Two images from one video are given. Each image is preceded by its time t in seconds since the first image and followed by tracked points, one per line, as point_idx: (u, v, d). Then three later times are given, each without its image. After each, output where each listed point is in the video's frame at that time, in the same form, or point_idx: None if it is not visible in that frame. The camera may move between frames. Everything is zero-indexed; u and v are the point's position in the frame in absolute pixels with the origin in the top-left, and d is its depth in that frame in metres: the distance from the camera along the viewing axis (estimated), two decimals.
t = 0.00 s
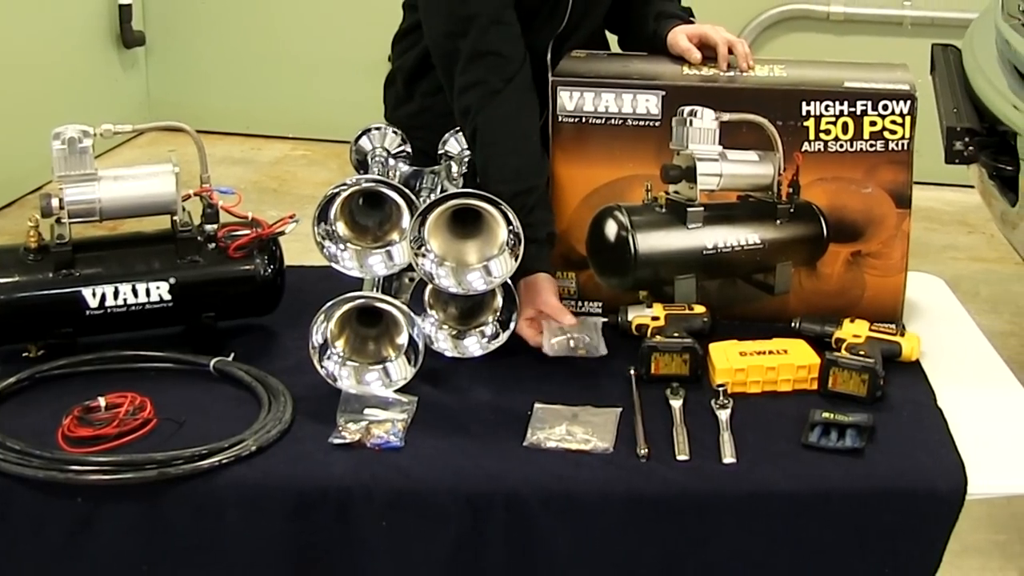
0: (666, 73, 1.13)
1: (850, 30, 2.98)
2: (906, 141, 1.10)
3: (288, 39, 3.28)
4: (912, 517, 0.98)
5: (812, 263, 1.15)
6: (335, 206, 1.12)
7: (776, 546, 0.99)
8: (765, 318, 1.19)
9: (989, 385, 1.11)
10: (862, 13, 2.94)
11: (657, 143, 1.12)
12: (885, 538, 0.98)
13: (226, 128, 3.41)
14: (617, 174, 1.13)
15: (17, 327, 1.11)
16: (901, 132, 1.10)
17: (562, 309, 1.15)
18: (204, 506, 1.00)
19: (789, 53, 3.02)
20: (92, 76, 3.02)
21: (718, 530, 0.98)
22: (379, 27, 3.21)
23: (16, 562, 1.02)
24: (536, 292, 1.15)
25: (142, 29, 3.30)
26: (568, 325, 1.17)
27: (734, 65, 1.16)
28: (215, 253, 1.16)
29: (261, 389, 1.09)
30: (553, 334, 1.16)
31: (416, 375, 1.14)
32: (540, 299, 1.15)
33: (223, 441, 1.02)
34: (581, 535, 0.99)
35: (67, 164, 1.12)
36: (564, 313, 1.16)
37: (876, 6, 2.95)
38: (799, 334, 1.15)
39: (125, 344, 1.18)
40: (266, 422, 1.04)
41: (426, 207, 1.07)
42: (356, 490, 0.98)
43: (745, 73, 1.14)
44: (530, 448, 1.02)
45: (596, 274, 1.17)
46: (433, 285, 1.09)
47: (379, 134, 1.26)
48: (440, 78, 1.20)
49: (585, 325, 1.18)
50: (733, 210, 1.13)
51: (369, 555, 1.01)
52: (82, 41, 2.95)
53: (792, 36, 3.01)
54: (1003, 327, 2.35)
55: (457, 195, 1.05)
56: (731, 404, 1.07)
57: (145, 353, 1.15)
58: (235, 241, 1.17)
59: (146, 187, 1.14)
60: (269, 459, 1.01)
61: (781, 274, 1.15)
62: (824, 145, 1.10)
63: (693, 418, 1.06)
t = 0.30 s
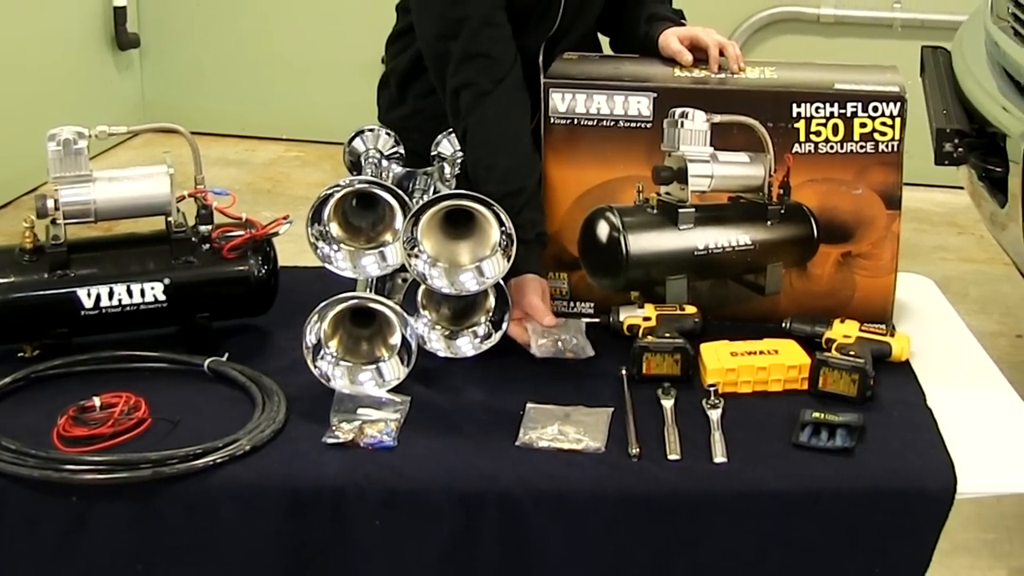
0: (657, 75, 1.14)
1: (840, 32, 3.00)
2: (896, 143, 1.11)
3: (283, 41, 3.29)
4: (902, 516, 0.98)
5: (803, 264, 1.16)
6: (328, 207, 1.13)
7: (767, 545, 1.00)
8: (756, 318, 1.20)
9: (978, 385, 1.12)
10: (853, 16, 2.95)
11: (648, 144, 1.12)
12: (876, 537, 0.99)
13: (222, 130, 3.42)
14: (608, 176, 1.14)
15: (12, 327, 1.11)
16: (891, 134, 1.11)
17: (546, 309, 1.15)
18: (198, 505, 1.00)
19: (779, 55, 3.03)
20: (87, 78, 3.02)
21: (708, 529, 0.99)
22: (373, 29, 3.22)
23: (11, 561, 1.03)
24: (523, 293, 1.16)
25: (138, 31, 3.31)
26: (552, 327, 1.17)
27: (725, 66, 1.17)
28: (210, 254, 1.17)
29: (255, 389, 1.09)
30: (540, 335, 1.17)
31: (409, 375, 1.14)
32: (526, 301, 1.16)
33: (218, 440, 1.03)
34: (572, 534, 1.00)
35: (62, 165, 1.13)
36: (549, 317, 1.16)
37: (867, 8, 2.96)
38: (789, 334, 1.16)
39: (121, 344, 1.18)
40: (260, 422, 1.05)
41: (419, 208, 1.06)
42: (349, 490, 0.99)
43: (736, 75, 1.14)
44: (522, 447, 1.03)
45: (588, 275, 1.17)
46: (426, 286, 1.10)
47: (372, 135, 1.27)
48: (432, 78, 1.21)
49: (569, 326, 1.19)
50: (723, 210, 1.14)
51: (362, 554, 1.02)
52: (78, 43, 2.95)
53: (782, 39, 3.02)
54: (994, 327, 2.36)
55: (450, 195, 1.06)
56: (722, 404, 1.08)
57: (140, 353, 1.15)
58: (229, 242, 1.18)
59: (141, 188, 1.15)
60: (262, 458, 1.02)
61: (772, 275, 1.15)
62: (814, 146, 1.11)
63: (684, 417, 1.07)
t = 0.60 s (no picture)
0: (651, 76, 1.15)
1: (833, 33, 3.01)
2: (889, 143, 1.12)
3: (279, 42, 3.29)
4: (895, 516, 0.99)
5: (796, 265, 1.16)
6: (323, 207, 1.13)
7: (761, 545, 1.00)
8: (750, 318, 1.20)
9: (969, 384, 1.12)
10: (846, 17, 2.96)
11: (643, 146, 1.13)
12: (869, 536, 0.99)
13: (220, 131, 3.42)
14: (603, 176, 1.15)
15: (9, 327, 1.12)
16: (884, 135, 1.12)
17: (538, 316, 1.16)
18: (194, 504, 1.01)
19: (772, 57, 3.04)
20: (84, 80, 3.03)
21: (702, 529, 0.99)
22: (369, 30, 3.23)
23: (8, 560, 1.03)
24: (518, 298, 1.17)
25: (134, 33, 3.32)
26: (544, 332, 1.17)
27: (719, 67, 1.18)
28: (206, 254, 1.17)
29: (251, 389, 1.10)
30: (531, 340, 1.17)
31: (404, 375, 1.15)
32: (519, 306, 1.17)
33: (214, 440, 1.03)
34: (567, 533, 1.00)
35: (59, 166, 1.14)
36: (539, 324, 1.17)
37: (860, 9, 2.97)
38: (783, 334, 1.16)
39: (117, 344, 1.19)
40: (255, 422, 1.05)
41: (414, 209, 1.07)
42: (345, 489, 0.99)
43: (730, 76, 1.15)
44: (517, 447, 1.03)
45: (583, 275, 1.18)
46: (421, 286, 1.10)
47: (368, 137, 1.27)
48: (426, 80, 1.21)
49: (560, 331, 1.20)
50: (717, 211, 1.15)
51: (357, 554, 1.02)
52: (74, 45, 2.96)
53: (775, 40, 3.03)
54: (989, 327, 2.36)
55: (445, 196, 1.06)
56: (716, 404, 1.08)
57: (137, 353, 1.16)
58: (225, 242, 1.18)
59: (138, 189, 1.15)
60: (258, 458, 1.02)
61: (765, 275, 1.16)
62: (808, 147, 1.12)
63: (678, 417, 1.07)
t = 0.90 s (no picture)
0: (649, 77, 1.15)
1: (830, 34, 3.01)
2: (886, 144, 1.12)
3: (278, 43, 3.29)
4: (893, 516, 0.99)
5: (794, 264, 1.16)
6: (321, 208, 1.13)
7: (759, 544, 1.00)
8: (748, 318, 1.20)
9: (966, 384, 1.12)
10: (843, 17, 2.96)
11: (641, 146, 1.13)
12: (866, 536, 1.00)
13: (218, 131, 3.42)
14: (601, 177, 1.15)
15: (8, 327, 1.12)
16: (881, 135, 1.12)
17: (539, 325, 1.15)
18: (192, 504, 1.01)
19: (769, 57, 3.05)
20: (83, 79, 3.03)
21: (699, 529, 1.00)
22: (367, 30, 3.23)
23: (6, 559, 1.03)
24: (520, 305, 1.16)
25: (133, 33, 3.32)
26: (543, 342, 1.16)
27: (717, 68, 1.18)
28: (204, 255, 1.17)
29: (250, 389, 1.10)
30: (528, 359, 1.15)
31: (403, 375, 1.15)
32: (522, 313, 1.16)
33: (212, 440, 1.03)
34: (564, 532, 1.00)
35: (58, 166, 1.14)
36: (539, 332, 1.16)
37: (857, 9, 2.98)
38: (780, 334, 1.16)
39: (116, 344, 1.19)
40: (254, 421, 1.05)
41: (413, 209, 1.08)
42: (343, 489, 1.00)
43: (728, 77, 1.15)
44: (515, 447, 1.03)
45: (581, 275, 1.18)
46: (419, 286, 1.10)
47: (366, 137, 1.27)
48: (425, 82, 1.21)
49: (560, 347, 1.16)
50: (715, 211, 1.15)
51: (355, 553, 1.03)
52: (73, 45, 2.96)
53: (772, 40, 3.04)
54: (986, 327, 2.36)
55: (444, 196, 1.07)
56: (714, 404, 1.09)
57: (136, 353, 1.16)
58: (224, 242, 1.19)
59: (137, 190, 1.16)
60: (257, 458, 1.02)
61: (763, 276, 1.16)
62: (805, 147, 1.12)
63: (676, 417, 1.07)
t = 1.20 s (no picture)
0: (649, 90, 1.18)
1: (827, 48, 3.05)
2: (881, 156, 1.15)
3: (283, 55, 3.32)
4: (888, 520, 1.01)
5: (790, 275, 1.19)
6: (329, 218, 1.16)
7: (756, 548, 1.02)
8: (745, 327, 1.23)
9: (959, 391, 1.15)
10: (840, 32, 3.00)
11: (640, 158, 1.16)
12: (862, 540, 1.02)
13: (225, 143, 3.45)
14: (602, 188, 1.18)
15: (22, 335, 1.14)
16: (876, 147, 1.15)
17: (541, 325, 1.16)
18: (202, 509, 1.03)
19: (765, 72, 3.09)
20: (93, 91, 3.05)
21: (698, 533, 1.02)
22: (371, 44, 3.27)
23: (19, 563, 1.06)
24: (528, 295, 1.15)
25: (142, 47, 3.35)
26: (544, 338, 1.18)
27: (715, 83, 1.21)
28: (213, 264, 1.20)
29: (258, 395, 1.13)
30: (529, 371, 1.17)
31: (408, 383, 1.17)
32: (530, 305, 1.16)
33: (221, 446, 1.06)
34: (566, 536, 1.02)
35: (70, 179, 1.17)
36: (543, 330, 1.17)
37: (852, 24, 3.02)
38: (777, 342, 1.19)
39: (127, 352, 1.21)
40: (262, 428, 1.08)
41: (417, 220, 1.10)
42: (350, 494, 1.02)
43: (726, 91, 1.18)
44: (518, 452, 1.06)
45: (582, 285, 1.21)
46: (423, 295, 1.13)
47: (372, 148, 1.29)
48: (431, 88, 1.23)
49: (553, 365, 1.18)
50: (713, 222, 1.18)
51: (361, 557, 1.05)
52: (83, 58, 2.99)
53: (766, 56, 3.08)
54: (978, 335, 2.38)
55: (447, 207, 1.09)
56: (712, 411, 1.11)
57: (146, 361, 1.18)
58: (233, 252, 1.21)
59: (147, 201, 1.18)
60: (265, 464, 1.04)
61: (760, 285, 1.19)
62: (802, 160, 1.15)
63: (675, 423, 1.10)
